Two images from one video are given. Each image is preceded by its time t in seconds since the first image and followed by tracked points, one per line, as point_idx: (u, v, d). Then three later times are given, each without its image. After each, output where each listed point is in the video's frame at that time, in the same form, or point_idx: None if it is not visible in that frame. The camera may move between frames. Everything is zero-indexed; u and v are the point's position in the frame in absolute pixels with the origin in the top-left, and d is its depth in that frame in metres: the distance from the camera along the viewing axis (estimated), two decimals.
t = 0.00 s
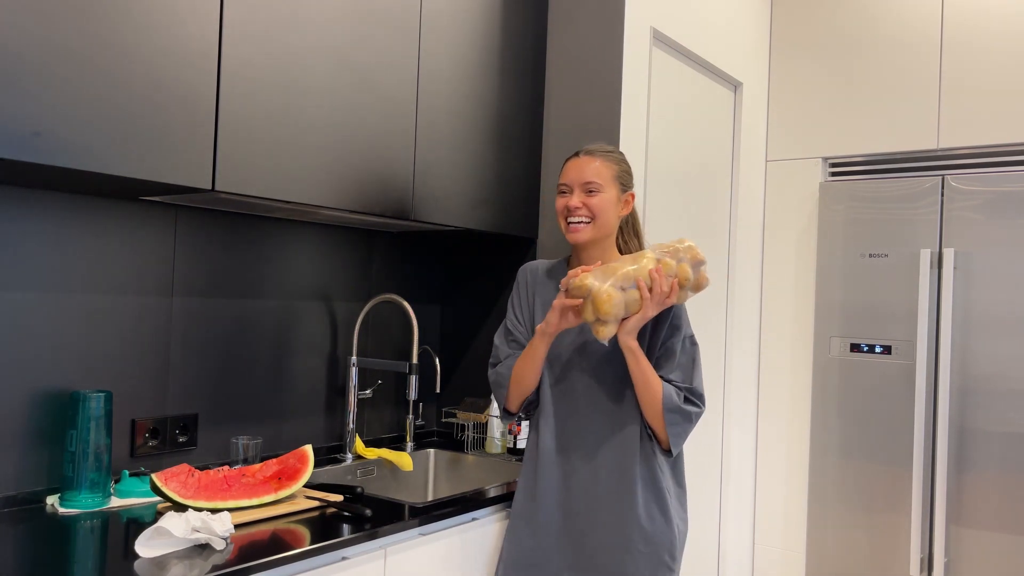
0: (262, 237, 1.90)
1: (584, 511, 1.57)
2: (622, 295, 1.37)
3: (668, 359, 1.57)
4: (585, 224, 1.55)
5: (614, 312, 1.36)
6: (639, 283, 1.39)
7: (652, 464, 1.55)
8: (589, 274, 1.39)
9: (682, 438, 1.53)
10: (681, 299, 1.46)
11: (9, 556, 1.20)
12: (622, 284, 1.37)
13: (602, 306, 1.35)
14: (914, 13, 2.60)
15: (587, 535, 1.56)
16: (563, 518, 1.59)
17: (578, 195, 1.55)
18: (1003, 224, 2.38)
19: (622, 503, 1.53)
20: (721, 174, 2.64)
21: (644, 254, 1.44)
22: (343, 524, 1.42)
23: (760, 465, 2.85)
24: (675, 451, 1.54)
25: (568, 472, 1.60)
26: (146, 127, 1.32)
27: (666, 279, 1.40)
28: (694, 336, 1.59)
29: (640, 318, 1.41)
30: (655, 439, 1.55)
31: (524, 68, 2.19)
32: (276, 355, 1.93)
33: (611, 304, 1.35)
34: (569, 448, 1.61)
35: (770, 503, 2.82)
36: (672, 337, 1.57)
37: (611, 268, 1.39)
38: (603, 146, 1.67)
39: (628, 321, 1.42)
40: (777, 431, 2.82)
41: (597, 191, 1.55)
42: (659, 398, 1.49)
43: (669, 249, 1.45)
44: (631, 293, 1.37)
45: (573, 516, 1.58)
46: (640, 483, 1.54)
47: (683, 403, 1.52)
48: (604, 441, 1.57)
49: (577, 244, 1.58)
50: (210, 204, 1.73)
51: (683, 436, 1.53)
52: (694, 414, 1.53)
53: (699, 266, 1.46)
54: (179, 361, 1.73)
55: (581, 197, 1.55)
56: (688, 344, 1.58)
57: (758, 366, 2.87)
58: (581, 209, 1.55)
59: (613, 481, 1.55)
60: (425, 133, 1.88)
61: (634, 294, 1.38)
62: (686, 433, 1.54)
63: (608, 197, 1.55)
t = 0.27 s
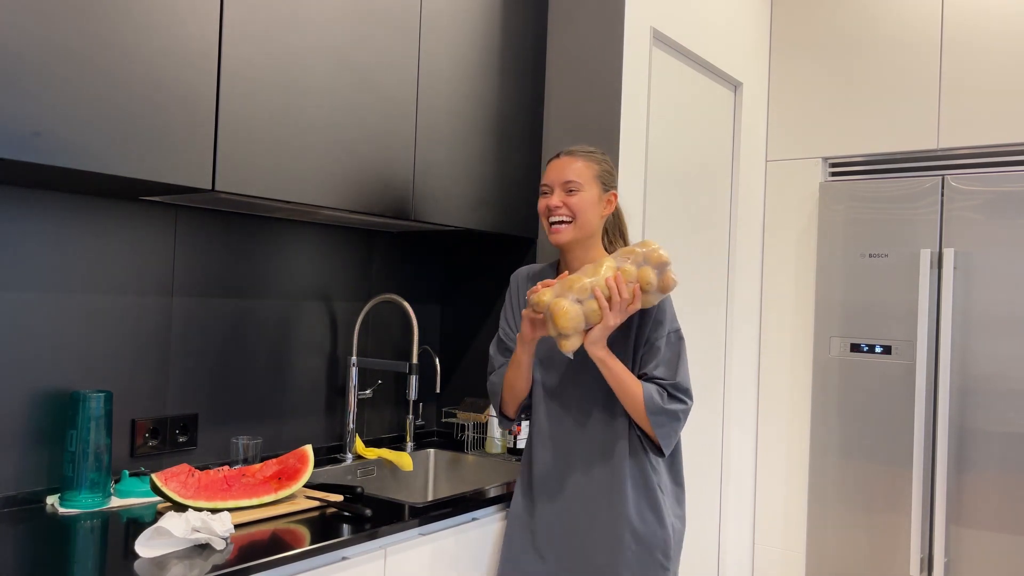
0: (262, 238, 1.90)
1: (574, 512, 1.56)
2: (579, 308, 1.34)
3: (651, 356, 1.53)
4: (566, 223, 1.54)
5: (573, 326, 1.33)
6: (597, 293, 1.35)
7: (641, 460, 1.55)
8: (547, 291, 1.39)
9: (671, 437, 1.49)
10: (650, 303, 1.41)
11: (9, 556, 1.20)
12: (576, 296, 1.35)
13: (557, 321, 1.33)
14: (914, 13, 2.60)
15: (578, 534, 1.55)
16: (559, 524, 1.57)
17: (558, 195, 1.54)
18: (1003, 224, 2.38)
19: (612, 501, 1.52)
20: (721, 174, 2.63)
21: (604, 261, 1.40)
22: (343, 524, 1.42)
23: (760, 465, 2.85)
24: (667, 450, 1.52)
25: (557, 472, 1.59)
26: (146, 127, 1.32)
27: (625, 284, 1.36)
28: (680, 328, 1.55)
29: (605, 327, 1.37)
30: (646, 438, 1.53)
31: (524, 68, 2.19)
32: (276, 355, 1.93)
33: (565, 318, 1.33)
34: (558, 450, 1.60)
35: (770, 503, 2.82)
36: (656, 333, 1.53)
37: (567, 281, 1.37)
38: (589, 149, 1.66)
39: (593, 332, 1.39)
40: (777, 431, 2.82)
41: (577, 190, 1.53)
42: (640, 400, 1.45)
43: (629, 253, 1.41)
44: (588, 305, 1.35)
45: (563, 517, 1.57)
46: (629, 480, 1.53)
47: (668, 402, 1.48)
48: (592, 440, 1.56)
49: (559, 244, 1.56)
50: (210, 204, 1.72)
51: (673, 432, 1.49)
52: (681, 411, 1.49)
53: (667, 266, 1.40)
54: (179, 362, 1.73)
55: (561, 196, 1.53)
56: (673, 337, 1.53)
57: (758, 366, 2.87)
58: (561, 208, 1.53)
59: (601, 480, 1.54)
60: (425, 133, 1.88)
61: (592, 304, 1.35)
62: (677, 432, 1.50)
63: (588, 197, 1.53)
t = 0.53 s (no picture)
0: (262, 238, 1.90)
1: (574, 515, 1.55)
2: (555, 340, 1.32)
3: (648, 357, 1.52)
4: (539, 210, 1.54)
5: (554, 359, 1.32)
6: (568, 320, 1.33)
7: (639, 459, 1.55)
8: (520, 329, 1.37)
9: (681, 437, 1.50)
10: (621, 309, 1.38)
11: (8, 556, 1.20)
12: (550, 330, 1.33)
13: (539, 360, 1.31)
14: (915, 13, 2.59)
15: (578, 536, 1.54)
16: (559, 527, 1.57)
17: (536, 183, 1.56)
18: (1003, 224, 2.38)
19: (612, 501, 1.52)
20: (721, 174, 2.63)
21: (565, 283, 1.37)
22: (343, 524, 1.43)
23: (760, 465, 2.85)
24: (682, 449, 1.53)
25: (556, 474, 1.59)
26: (145, 127, 1.32)
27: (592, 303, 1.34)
28: (672, 322, 1.54)
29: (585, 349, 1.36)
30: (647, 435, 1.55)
31: (524, 68, 2.19)
32: (276, 356, 1.93)
33: (544, 356, 1.31)
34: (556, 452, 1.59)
35: (770, 504, 2.81)
36: (649, 334, 1.52)
37: (535, 315, 1.35)
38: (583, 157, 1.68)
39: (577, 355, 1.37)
40: (777, 431, 2.82)
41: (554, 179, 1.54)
42: (642, 409, 1.46)
43: (588, 269, 1.37)
44: (563, 335, 1.33)
45: (562, 518, 1.56)
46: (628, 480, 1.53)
47: (671, 404, 1.48)
48: (590, 441, 1.56)
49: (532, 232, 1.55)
50: (209, 204, 1.73)
51: (682, 430, 1.50)
52: (686, 409, 1.49)
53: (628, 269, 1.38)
54: (178, 362, 1.73)
55: (538, 184, 1.55)
56: (668, 334, 1.52)
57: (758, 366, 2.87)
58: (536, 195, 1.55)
59: (598, 479, 1.54)
60: (424, 134, 1.88)
61: (566, 333, 1.33)
62: (686, 430, 1.51)
63: (564, 186, 1.53)
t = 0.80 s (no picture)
0: (262, 238, 1.90)
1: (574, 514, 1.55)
2: (518, 399, 1.41)
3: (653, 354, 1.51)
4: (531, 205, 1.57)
5: (523, 416, 1.41)
6: (525, 377, 1.40)
7: (641, 457, 1.55)
8: (486, 391, 1.46)
9: (700, 430, 1.49)
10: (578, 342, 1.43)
11: (9, 556, 1.20)
12: (512, 391, 1.41)
13: (509, 422, 1.41)
14: (915, 13, 2.59)
15: (580, 537, 1.54)
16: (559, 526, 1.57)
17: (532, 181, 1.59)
18: (1003, 224, 2.38)
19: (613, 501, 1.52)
20: (721, 175, 2.63)
21: (516, 339, 1.43)
22: (343, 524, 1.42)
23: (760, 465, 2.85)
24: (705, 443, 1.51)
25: (558, 476, 1.59)
26: (145, 127, 1.32)
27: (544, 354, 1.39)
28: (671, 314, 1.52)
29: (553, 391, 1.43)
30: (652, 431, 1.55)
31: (524, 68, 2.19)
32: (277, 356, 1.94)
33: (511, 419, 1.40)
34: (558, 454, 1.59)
35: (770, 504, 2.82)
36: (650, 330, 1.51)
37: (496, 378, 1.42)
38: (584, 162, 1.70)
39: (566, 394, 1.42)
40: (777, 431, 2.82)
41: (546, 176, 1.57)
42: (653, 410, 1.47)
43: (533, 319, 1.41)
44: (525, 392, 1.41)
45: (564, 519, 1.56)
46: (629, 480, 1.53)
47: (683, 399, 1.48)
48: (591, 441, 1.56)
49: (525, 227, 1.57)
50: (210, 205, 1.73)
51: (701, 422, 1.49)
52: (699, 399, 1.48)
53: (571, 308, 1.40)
54: (178, 362, 1.73)
55: (533, 181, 1.59)
56: (668, 327, 1.51)
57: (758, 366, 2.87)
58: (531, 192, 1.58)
59: (598, 478, 1.54)
60: (425, 134, 1.88)
61: (528, 389, 1.41)
62: (705, 421, 1.50)
63: (555, 181, 1.55)
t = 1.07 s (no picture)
0: (262, 238, 1.90)
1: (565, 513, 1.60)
2: (490, 438, 1.51)
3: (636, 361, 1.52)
4: (523, 219, 1.60)
5: (497, 453, 1.52)
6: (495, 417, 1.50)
7: (629, 459, 1.56)
8: (462, 431, 1.57)
9: (680, 440, 1.48)
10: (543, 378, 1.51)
11: (9, 556, 1.20)
12: (483, 432, 1.51)
13: (484, 460, 1.52)
14: (915, 13, 2.59)
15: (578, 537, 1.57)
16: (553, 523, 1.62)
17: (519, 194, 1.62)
18: (1003, 224, 2.38)
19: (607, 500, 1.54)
20: (721, 175, 2.63)
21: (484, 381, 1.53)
22: (343, 524, 1.42)
23: (760, 466, 2.85)
24: (687, 453, 1.50)
25: (557, 478, 1.62)
26: (145, 126, 1.32)
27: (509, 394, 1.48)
28: (658, 318, 1.51)
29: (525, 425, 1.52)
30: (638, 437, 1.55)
31: (524, 68, 2.19)
32: (276, 356, 1.93)
33: (485, 457, 1.51)
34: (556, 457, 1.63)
35: (770, 504, 2.82)
36: (634, 336, 1.51)
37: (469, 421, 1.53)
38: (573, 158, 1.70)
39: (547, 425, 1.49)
40: (777, 431, 2.82)
41: (532, 187, 1.59)
42: (630, 422, 1.48)
43: (497, 361, 1.51)
44: (496, 431, 1.51)
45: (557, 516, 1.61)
46: (620, 482, 1.55)
47: (660, 410, 1.47)
48: (580, 442, 1.59)
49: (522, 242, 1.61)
50: (210, 204, 1.73)
51: (682, 432, 1.48)
52: (677, 410, 1.47)
53: (531, 348, 1.48)
54: (178, 362, 1.73)
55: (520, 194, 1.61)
56: (654, 332, 1.50)
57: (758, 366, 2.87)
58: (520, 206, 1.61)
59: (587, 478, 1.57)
60: (425, 134, 1.88)
61: (499, 428, 1.51)
62: (685, 431, 1.49)
63: (541, 191, 1.58)
